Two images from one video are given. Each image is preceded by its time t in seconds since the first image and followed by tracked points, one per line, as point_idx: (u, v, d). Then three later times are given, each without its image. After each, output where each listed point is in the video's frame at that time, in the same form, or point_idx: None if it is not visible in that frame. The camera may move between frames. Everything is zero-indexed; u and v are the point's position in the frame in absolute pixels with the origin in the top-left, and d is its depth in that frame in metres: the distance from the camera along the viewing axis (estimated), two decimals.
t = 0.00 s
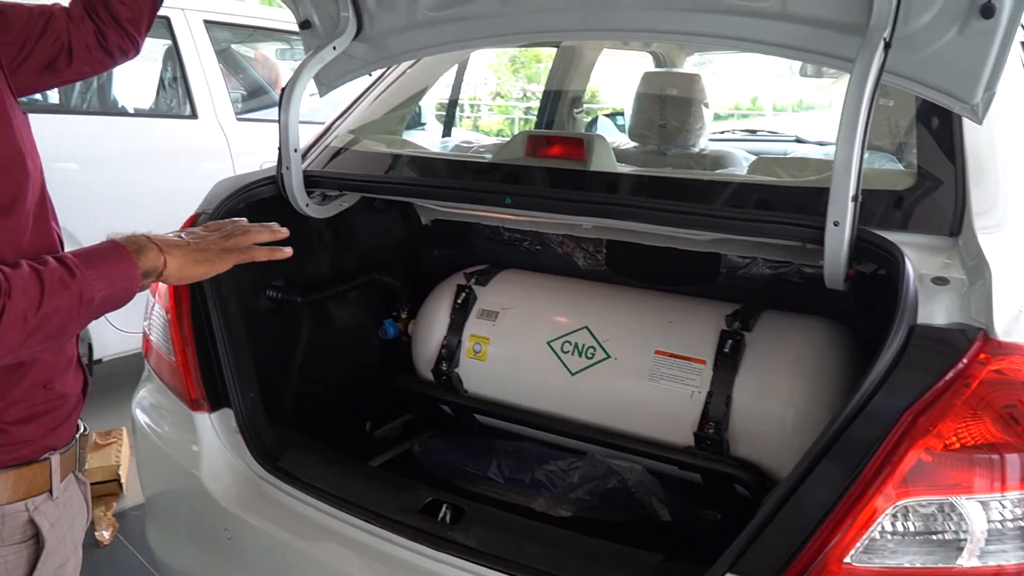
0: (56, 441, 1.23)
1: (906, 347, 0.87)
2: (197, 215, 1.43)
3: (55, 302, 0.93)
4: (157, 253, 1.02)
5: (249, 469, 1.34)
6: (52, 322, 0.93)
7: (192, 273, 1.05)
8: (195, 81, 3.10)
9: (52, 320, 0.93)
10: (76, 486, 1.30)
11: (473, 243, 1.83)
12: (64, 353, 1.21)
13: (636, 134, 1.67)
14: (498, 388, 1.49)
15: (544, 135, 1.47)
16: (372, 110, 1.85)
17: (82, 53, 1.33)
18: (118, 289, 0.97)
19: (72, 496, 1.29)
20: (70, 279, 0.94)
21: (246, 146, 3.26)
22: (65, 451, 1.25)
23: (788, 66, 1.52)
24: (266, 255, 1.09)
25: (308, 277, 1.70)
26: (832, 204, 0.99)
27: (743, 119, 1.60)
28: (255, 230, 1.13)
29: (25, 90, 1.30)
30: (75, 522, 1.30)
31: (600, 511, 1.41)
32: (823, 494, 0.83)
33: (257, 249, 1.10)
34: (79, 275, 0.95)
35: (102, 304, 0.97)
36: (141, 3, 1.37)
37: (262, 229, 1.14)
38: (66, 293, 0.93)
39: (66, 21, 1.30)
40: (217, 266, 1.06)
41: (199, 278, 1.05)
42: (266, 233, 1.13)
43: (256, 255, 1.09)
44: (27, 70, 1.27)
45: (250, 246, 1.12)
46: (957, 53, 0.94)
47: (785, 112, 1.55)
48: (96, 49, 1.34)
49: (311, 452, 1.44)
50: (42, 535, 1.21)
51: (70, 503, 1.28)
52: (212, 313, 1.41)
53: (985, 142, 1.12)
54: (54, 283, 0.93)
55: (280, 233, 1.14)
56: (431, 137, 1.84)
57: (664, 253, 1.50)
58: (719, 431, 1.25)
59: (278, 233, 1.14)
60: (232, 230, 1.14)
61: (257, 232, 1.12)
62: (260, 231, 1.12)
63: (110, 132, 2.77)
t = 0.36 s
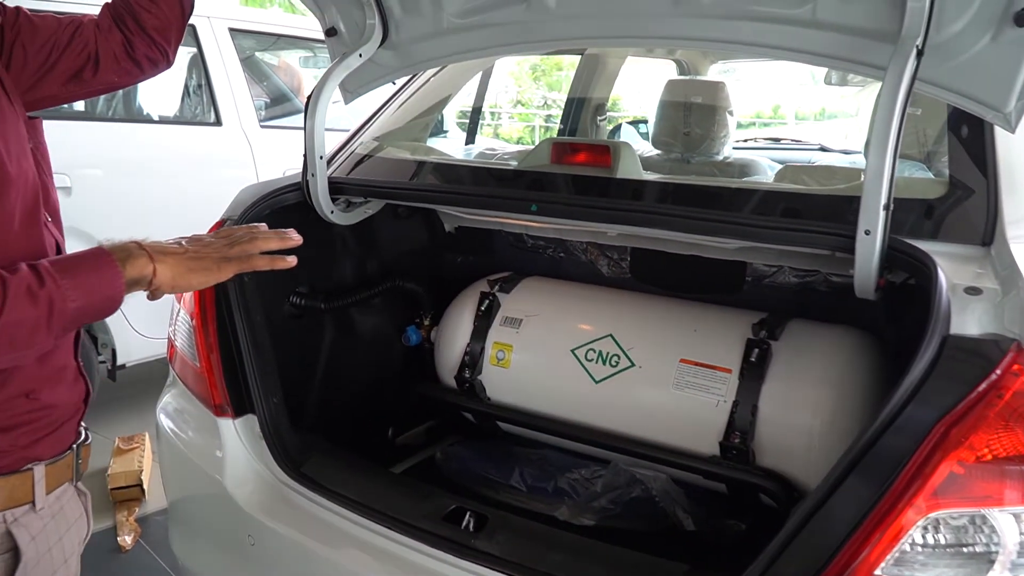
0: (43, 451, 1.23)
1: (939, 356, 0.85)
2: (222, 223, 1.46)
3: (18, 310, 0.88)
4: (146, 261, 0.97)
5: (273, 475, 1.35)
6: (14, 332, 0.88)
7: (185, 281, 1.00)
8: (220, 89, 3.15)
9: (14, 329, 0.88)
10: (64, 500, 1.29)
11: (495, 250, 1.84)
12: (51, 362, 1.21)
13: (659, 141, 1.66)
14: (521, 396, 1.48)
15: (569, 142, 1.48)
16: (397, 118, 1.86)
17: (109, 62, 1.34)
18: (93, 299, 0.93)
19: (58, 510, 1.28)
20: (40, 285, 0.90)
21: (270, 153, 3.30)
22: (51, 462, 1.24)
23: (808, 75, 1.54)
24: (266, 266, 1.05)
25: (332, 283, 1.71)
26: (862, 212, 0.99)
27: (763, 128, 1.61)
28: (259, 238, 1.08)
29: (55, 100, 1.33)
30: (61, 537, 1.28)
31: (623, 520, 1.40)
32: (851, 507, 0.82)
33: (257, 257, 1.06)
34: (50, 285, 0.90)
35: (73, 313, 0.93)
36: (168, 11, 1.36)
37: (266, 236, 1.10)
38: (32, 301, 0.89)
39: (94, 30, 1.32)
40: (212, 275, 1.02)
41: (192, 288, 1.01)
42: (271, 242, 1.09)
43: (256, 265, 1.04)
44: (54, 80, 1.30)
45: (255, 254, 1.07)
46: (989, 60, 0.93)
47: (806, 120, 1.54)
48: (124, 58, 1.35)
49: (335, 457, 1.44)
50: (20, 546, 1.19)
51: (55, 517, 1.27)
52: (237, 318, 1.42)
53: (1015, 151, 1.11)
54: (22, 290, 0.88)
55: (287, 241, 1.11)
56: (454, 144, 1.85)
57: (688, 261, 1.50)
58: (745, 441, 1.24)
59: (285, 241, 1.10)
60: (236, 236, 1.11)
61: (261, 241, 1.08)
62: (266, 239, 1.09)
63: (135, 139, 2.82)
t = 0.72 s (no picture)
0: (8, 458, 1.23)
1: (945, 360, 0.85)
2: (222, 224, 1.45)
3: None
4: (106, 261, 0.95)
5: (273, 478, 1.34)
6: None
7: (149, 281, 0.98)
8: (218, 88, 3.13)
9: None
10: (34, 506, 1.31)
11: (495, 251, 1.83)
12: (16, 366, 1.20)
13: (659, 141, 1.65)
14: (522, 397, 1.48)
15: (569, 142, 1.47)
16: (397, 118, 1.85)
17: (93, 62, 1.32)
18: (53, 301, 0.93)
19: (27, 517, 1.29)
20: None
21: (269, 153, 3.29)
22: (18, 468, 1.24)
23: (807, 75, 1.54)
24: (234, 260, 1.05)
25: (332, 284, 1.70)
26: (868, 213, 0.98)
27: (762, 127, 1.60)
28: (231, 233, 1.07)
29: (37, 101, 1.31)
30: (31, 543, 1.30)
31: (625, 522, 1.40)
32: (857, 510, 0.81)
33: (227, 254, 1.04)
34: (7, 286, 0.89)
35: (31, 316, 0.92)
36: (154, 10, 1.33)
37: (240, 231, 1.09)
38: None
39: (78, 30, 1.30)
40: (180, 274, 1.00)
41: (157, 289, 0.99)
42: (246, 235, 1.07)
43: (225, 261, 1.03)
44: (35, 81, 1.27)
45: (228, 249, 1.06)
46: (994, 61, 0.92)
47: (805, 119, 1.53)
48: (108, 57, 1.33)
49: (335, 459, 1.44)
50: None
51: (24, 524, 1.28)
52: (236, 319, 1.42)
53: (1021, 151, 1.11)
54: None
55: (262, 234, 1.09)
56: (455, 144, 1.84)
57: (690, 262, 1.49)
58: (748, 443, 1.23)
59: (259, 234, 1.09)
60: (209, 232, 1.10)
61: (234, 235, 1.07)
62: (237, 233, 1.07)
63: (132, 139, 2.81)
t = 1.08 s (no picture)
0: None
1: (951, 363, 0.84)
2: (220, 225, 1.44)
3: None
4: (9, 202, 0.86)
5: (271, 483, 1.33)
6: None
7: (61, 209, 0.90)
8: (218, 88, 3.12)
9: None
10: (12, 517, 1.32)
11: (495, 252, 1.82)
12: None
13: (660, 142, 1.64)
14: (522, 400, 1.46)
15: (569, 143, 1.45)
16: (397, 118, 1.84)
17: (82, 61, 1.28)
18: None
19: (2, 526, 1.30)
20: None
21: (269, 154, 3.28)
22: None
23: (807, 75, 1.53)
24: (143, 159, 0.95)
25: (331, 285, 1.69)
26: (872, 215, 0.97)
27: (763, 127, 1.58)
28: (132, 121, 0.95)
29: (28, 99, 1.29)
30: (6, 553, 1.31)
31: (626, 527, 1.38)
32: (861, 517, 0.80)
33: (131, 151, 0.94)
34: None
35: None
36: (147, 9, 1.27)
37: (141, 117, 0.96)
38: None
39: (67, 28, 1.26)
40: (93, 189, 0.93)
41: (77, 214, 0.92)
42: (149, 123, 0.96)
43: (131, 162, 0.94)
44: (25, 80, 1.26)
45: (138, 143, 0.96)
46: (1001, 61, 0.91)
47: (805, 120, 1.51)
48: (98, 56, 1.28)
49: (333, 462, 1.42)
50: None
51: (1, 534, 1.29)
52: (234, 322, 1.40)
53: None
54: None
55: (165, 118, 0.97)
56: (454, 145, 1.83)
57: (691, 263, 1.48)
58: (750, 447, 1.22)
59: (163, 119, 0.97)
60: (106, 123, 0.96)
61: (136, 127, 0.95)
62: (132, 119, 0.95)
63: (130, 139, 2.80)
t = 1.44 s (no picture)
0: None
1: (947, 365, 0.83)
2: (215, 227, 1.44)
3: None
4: None
5: (266, 485, 1.32)
6: None
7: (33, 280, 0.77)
8: (215, 90, 3.12)
9: None
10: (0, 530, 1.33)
11: (492, 254, 1.81)
12: None
13: (657, 142, 1.64)
14: (519, 402, 1.46)
15: (566, 145, 1.45)
16: (394, 119, 1.83)
17: (70, 59, 1.33)
18: None
19: None
20: None
21: (266, 155, 3.27)
22: None
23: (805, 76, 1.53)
24: (129, 251, 0.74)
25: (327, 287, 1.69)
26: (867, 217, 0.97)
27: (761, 128, 1.60)
28: (137, 206, 0.80)
29: (22, 97, 1.37)
30: None
31: (622, 529, 1.38)
32: (856, 519, 0.80)
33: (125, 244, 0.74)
34: None
35: None
36: (134, 8, 1.32)
37: (147, 202, 0.81)
38: None
39: (54, 27, 1.31)
40: (74, 270, 0.77)
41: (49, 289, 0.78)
42: (149, 211, 0.80)
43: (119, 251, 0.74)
44: (14, 80, 1.33)
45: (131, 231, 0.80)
46: (997, 62, 0.91)
47: (803, 121, 1.53)
48: (86, 53, 1.34)
49: (329, 465, 1.42)
50: None
51: None
52: (230, 324, 1.40)
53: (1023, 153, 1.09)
54: None
55: (171, 207, 0.81)
56: (451, 146, 1.82)
57: (687, 265, 1.48)
58: (746, 449, 1.22)
59: (166, 209, 0.80)
60: (117, 202, 0.82)
61: (135, 212, 0.80)
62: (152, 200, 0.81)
63: (128, 140, 2.79)
